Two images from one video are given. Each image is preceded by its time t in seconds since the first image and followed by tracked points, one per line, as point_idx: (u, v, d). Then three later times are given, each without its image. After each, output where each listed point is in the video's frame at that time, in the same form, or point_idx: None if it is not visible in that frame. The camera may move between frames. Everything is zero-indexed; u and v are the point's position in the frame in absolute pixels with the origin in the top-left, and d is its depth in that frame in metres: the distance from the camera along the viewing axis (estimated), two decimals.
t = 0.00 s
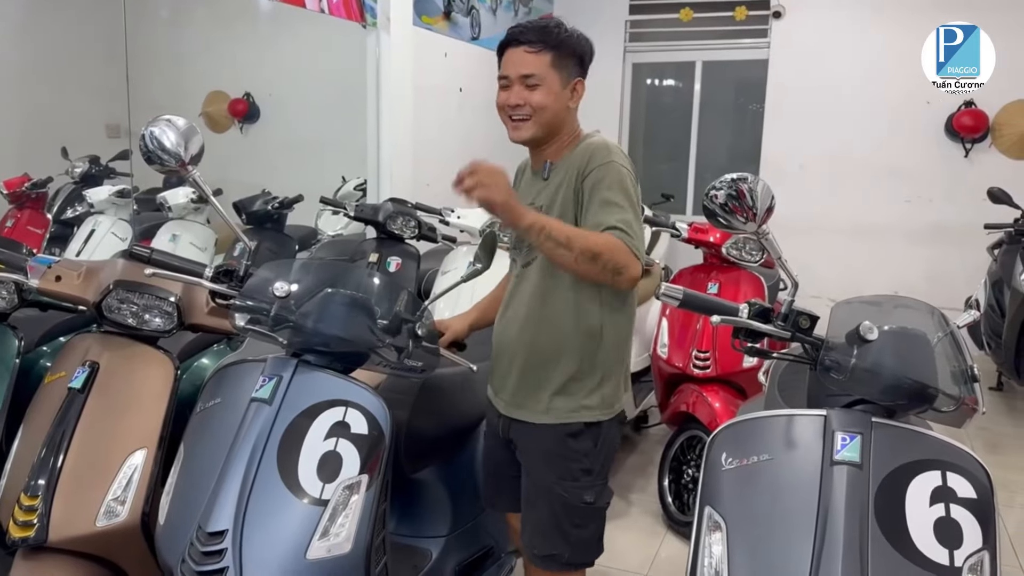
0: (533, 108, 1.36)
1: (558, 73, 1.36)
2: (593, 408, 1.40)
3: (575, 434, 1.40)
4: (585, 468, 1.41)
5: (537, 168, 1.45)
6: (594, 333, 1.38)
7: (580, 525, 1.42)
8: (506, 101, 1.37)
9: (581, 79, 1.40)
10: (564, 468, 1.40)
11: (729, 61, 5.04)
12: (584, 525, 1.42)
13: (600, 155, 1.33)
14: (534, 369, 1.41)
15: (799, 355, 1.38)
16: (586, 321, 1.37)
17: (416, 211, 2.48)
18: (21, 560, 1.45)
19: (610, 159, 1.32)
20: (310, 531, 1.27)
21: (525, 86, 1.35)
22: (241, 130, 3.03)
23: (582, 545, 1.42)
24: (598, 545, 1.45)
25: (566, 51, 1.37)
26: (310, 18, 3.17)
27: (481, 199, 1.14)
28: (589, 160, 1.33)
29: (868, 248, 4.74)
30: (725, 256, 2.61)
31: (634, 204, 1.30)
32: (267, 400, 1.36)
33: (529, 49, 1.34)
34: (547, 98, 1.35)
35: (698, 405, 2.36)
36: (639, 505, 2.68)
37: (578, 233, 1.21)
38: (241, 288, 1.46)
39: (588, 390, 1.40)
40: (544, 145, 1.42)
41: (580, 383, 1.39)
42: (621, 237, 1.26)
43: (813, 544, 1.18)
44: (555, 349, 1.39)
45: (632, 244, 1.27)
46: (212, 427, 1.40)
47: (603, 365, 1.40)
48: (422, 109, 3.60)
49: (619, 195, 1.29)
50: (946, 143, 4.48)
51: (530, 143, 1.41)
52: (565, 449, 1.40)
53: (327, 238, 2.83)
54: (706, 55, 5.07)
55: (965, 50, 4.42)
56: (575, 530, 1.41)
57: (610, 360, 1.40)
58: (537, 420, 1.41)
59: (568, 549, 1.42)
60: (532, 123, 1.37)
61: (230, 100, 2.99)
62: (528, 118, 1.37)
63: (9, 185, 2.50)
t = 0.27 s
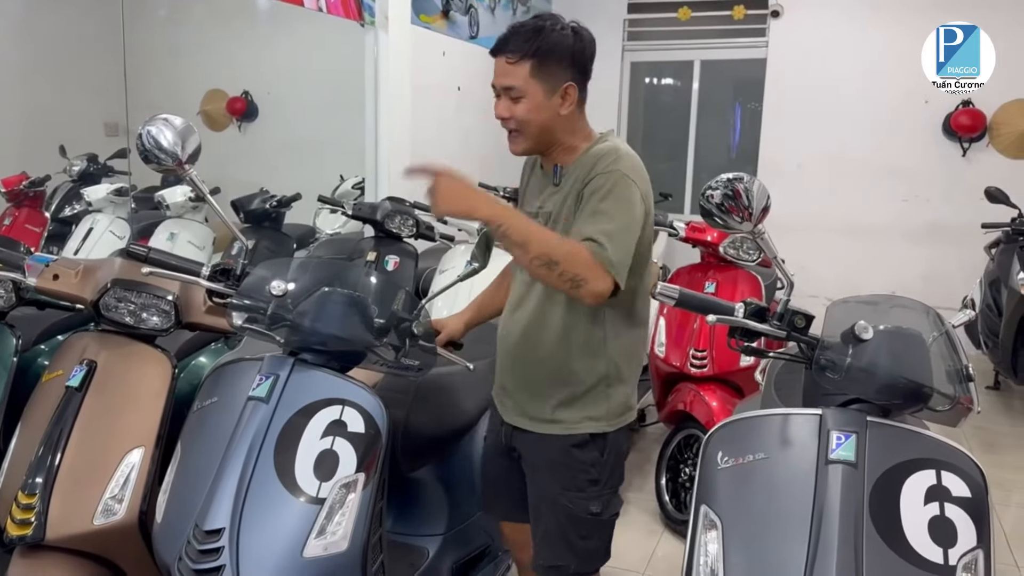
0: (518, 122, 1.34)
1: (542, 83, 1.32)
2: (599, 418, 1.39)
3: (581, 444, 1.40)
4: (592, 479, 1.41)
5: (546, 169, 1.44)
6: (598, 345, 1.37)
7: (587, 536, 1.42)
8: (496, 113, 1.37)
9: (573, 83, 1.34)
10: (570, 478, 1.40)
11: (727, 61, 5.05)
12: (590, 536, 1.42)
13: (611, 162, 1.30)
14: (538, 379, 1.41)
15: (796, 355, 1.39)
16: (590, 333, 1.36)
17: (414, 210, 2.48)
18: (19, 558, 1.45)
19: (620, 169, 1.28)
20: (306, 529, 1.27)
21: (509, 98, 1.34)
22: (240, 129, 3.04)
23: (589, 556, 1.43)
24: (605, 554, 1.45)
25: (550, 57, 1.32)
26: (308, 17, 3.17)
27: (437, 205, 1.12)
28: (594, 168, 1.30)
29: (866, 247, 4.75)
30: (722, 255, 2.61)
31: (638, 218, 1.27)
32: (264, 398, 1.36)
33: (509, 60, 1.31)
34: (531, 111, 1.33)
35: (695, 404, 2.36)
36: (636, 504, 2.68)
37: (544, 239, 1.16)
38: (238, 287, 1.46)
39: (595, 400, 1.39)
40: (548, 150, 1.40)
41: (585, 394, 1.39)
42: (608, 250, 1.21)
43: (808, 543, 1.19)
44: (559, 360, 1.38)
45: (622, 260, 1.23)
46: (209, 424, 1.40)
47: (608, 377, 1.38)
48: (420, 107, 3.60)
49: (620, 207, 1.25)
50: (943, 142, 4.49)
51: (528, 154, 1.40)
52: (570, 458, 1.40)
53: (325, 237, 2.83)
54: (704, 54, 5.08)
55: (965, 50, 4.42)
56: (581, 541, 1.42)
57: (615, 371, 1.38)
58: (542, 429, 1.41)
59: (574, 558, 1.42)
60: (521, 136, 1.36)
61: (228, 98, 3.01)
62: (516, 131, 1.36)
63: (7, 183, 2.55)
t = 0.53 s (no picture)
0: (542, 109, 1.27)
1: (577, 74, 1.27)
2: (604, 429, 1.37)
3: (584, 456, 1.37)
4: (598, 490, 1.38)
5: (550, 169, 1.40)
6: (603, 355, 1.34)
7: (591, 548, 1.39)
8: (516, 97, 1.29)
9: (602, 80, 1.30)
10: (575, 489, 1.37)
11: (725, 59, 5.06)
12: (595, 548, 1.39)
13: (598, 176, 1.24)
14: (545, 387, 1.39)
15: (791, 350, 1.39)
16: (596, 343, 1.34)
17: (412, 207, 2.49)
18: (19, 553, 1.46)
19: (605, 184, 1.22)
20: (305, 524, 1.28)
21: (538, 82, 1.27)
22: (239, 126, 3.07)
23: (593, 566, 1.39)
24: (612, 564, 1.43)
25: (587, 48, 1.27)
26: (307, 15, 3.15)
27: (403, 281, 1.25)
28: (583, 178, 1.26)
29: (863, 244, 4.76)
30: (720, 253, 2.62)
31: (620, 237, 1.22)
32: (264, 394, 1.37)
33: (546, 43, 1.25)
34: (560, 101, 1.27)
35: (692, 401, 2.37)
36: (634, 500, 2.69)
37: (502, 287, 1.19)
38: (237, 283, 1.47)
39: (600, 411, 1.37)
40: (557, 146, 1.35)
41: (590, 405, 1.37)
42: (574, 279, 1.19)
43: (803, 537, 1.20)
44: (563, 370, 1.36)
45: (594, 287, 1.20)
46: (208, 420, 1.41)
47: (614, 389, 1.36)
48: (419, 105, 3.61)
49: (597, 229, 1.21)
50: (941, 141, 4.50)
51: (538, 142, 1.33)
52: (576, 471, 1.37)
53: (324, 234, 2.84)
54: (702, 53, 5.09)
55: (965, 50, 4.43)
56: (585, 552, 1.39)
57: (621, 383, 1.36)
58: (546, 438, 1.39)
59: (577, 568, 1.39)
60: (540, 125, 1.29)
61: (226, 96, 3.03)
62: (536, 119, 1.28)
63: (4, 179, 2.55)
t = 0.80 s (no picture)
0: (551, 110, 1.27)
1: (583, 72, 1.26)
2: (606, 431, 1.37)
3: (587, 459, 1.36)
4: (599, 493, 1.38)
5: (561, 163, 1.39)
6: (610, 357, 1.34)
7: (591, 550, 1.39)
8: (525, 99, 1.29)
9: (611, 74, 1.29)
10: (576, 491, 1.37)
11: (724, 58, 5.06)
12: (594, 550, 1.40)
13: (624, 170, 1.24)
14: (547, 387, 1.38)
15: (788, 346, 1.40)
16: (604, 344, 1.33)
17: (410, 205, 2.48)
18: (17, 549, 1.46)
19: (633, 178, 1.23)
20: (303, 519, 1.29)
21: (544, 83, 1.27)
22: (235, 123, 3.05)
23: (593, 567, 1.40)
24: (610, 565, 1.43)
25: (592, 44, 1.26)
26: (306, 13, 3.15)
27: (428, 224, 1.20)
28: (610, 170, 1.26)
29: (861, 243, 4.77)
30: (717, 250, 2.62)
31: (645, 233, 1.22)
32: (262, 390, 1.37)
33: (550, 42, 1.25)
34: (567, 100, 1.27)
35: (689, 398, 2.37)
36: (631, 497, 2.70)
37: (528, 267, 1.17)
38: (235, 279, 1.46)
39: (602, 413, 1.36)
40: (570, 143, 1.35)
41: (593, 407, 1.36)
42: (600, 270, 1.19)
43: (800, 533, 1.21)
44: (568, 370, 1.35)
45: (618, 280, 1.20)
46: (206, 416, 1.41)
47: (617, 390, 1.36)
48: (418, 103, 3.61)
49: (624, 222, 1.21)
50: (939, 139, 4.51)
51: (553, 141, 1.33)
52: (578, 473, 1.36)
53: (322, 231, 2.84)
54: (700, 51, 5.10)
55: (965, 50, 4.44)
56: (585, 554, 1.39)
57: (624, 385, 1.36)
58: (547, 439, 1.38)
59: (577, 570, 1.40)
60: (551, 125, 1.29)
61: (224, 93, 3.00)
62: (546, 119, 1.29)
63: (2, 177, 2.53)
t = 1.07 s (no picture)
0: (569, 107, 1.26)
1: (600, 66, 1.26)
2: (615, 430, 1.37)
3: (595, 457, 1.36)
4: (606, 491, 1.38)
5: (565, 165, 1.38)
6: (618, 355, 1.34)
7: (598, 548, 1.38)
8: (539, 95, 1.27)
9: (621, 70, 1.30)
10: (582, 489, 1.37)
11: (722, 56, 5.07)
12: (601, 548, 1.39)
13: (629, 175, 1.23)
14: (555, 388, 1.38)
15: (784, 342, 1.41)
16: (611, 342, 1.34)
17: (408, 201, 2.47)
18: (15, 545, 1.46)
19: (638, 183, 1.22)
20: (302, 515, 1.29)
21: (561, 78, 1.25)
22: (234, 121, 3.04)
23: (598, 566, 1.39)
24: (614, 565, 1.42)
25: (608, 38, 1.26)
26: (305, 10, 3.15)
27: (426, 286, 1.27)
28: (614, 175, 1.25)
29: (858, 240, 4.77)
30: (715, 248, 2.63)
31: (651, 238, 1.22)
32: (260, 385, 1.37)
33: (567, 36, 1.23)
34: (584, 95, 1.26)
35: (687, 395, 2.38)
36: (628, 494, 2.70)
37: (523, 297, 1.21)
38: (233, 275, 1.47)
39: (610, 411, 1.37)
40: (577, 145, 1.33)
41: (602, 406, 1.37)
42: (606, 284, 1.20)
43: (796, 529, 1.21)
44: (575, 371, 1.36)
45: (626, 290, 1.21)
46: (205, 412, 1.41)
47: (625, 388, 1.37)
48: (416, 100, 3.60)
49: (629, 230, 1.21)
50: (936, 137, 4.52)
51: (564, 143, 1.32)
52: (587, 471, 1.36)
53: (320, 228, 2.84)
54: (698, 48, 5.10)
55: (965, 50, 4.44)
56: (592, 553, 1.38)
57: (632, 383, 1.37)
58: (555, 440, 1.38)
59: (582, 568, 1.38)
60: (567, 123, 1.27)
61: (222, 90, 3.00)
62: (562, 116, 1.27)
63: None
